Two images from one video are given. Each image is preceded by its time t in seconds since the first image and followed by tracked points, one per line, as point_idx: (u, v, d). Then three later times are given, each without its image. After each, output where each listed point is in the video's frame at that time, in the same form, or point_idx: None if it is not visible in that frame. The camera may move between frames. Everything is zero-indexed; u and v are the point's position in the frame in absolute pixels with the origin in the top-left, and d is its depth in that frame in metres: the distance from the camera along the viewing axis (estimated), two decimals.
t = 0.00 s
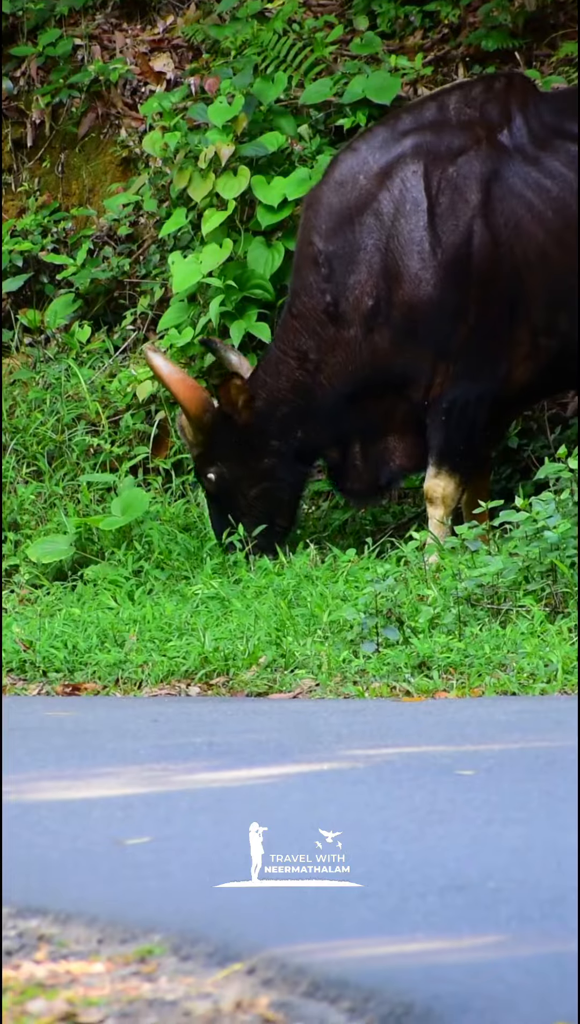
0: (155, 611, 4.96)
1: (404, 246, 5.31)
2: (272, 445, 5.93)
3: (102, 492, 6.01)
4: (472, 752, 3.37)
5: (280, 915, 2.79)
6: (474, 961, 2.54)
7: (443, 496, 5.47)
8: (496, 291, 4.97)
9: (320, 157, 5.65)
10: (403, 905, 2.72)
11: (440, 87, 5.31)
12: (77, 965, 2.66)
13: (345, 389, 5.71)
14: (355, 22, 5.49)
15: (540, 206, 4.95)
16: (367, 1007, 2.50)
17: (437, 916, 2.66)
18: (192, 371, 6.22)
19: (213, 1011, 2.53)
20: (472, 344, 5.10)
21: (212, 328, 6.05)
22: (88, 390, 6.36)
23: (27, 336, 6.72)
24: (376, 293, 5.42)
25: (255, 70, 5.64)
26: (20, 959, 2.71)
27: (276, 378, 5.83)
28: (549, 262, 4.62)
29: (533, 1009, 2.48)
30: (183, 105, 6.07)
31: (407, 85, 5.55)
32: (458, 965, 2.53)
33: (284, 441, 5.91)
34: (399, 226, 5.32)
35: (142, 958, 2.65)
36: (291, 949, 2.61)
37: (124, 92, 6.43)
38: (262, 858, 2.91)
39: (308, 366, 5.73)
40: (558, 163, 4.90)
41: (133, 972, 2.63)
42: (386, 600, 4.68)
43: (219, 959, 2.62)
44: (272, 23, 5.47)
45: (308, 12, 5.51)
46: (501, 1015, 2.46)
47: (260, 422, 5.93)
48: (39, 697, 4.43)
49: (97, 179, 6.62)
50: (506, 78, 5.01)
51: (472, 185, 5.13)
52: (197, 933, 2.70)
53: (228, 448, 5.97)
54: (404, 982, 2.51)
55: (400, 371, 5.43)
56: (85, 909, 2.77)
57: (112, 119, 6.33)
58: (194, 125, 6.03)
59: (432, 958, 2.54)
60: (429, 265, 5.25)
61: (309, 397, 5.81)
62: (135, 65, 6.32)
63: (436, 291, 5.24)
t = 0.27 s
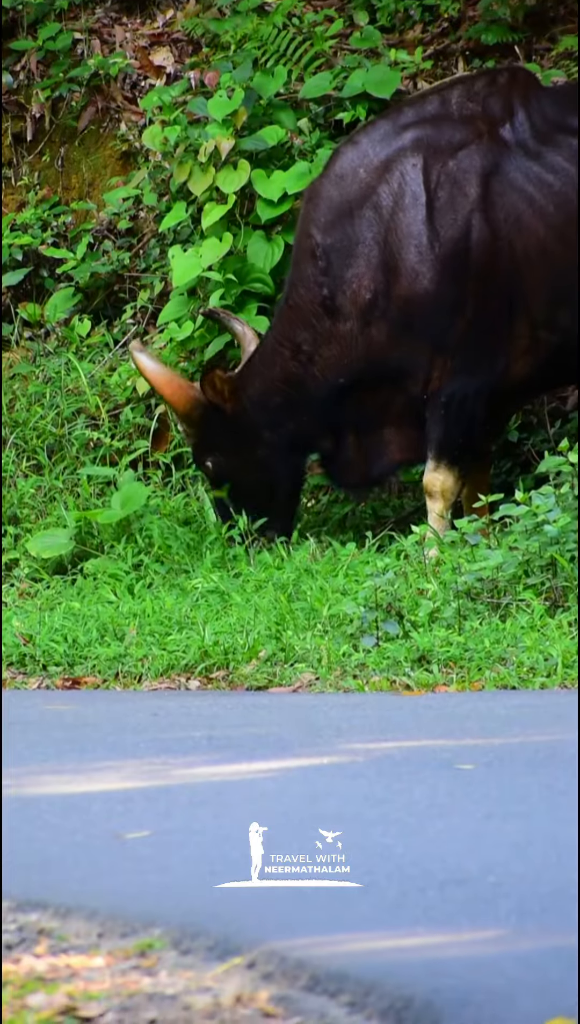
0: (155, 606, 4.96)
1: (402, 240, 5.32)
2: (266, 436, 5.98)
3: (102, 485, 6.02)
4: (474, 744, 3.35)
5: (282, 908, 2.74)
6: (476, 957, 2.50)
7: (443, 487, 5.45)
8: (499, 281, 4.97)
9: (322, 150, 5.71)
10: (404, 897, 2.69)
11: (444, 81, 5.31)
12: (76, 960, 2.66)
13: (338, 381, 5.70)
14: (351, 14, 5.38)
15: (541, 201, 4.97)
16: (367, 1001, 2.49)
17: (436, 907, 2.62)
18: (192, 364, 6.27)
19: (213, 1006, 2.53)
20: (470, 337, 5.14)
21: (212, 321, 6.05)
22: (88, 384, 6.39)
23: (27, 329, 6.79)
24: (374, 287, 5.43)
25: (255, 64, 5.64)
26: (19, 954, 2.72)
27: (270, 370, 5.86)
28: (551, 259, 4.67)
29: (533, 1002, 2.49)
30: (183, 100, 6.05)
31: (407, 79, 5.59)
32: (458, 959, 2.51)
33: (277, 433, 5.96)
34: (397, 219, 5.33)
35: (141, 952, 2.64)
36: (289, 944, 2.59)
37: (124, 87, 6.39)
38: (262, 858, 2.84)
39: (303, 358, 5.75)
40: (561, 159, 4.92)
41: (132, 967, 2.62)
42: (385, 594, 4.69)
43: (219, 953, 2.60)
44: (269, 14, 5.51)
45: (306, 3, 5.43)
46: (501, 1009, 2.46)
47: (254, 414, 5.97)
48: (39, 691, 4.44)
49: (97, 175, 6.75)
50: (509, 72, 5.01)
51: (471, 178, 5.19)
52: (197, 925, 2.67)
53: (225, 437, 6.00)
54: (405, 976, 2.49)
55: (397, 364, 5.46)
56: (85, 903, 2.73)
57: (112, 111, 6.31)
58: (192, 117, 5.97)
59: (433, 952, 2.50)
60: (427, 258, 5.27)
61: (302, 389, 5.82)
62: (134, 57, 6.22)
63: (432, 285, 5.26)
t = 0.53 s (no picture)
0: (153, 601, 4.95)
1: (397, 235, 5.35)
2: (267, 434, 6.00)
3: (100, 480, 6.03)
4: (471, 739, 3.38)
5: (280, 909, 2.78)
6: (474, 952, 2.57)
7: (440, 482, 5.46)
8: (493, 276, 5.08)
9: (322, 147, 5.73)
10: (402, 892, 2.73)
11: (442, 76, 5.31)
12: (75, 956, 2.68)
13: (336, 376, 5.78)
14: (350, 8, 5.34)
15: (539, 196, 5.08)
16: (366, 995, 2.56)
17: (434, 905, 2.67)
18: (191, 359, 6.21)
19: (212, 1001, 2.59)
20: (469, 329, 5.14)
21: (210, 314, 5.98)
22: (86, 379, 6.39)
23: (26, 326, 6.71)
24: (371, 282, 5.48)
25: (254, 59, 5.62)
26: (18, 947, 2.74)
27: (268, 366, 5.94)
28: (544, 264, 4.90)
29: (532, 999, 2.54)
30: (182, 94, 6.03)
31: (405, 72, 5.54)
32: (457, 956, 2.56)
33: (277, 431, 5.99)
34: (393, 215, 5.35)
35: (141, 947, 2.67)
36: (289, 939, 2.65)
37: (123, 82, 6.41)
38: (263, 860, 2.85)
39: (301, 354, 5.81)
40: (559, 153, 5.07)
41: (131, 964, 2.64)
42: (384, 589, 4.69)
43: (218, 948, 2.65)
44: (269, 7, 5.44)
45: None
46: (500, 1004, 2.50)
47: (259, 412, 6.01)
48: (38, 685, 4.45)
49: (95, 169, 6.64)
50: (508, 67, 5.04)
51: (468, 172, 5.19)
52: (195, 921, 2.71)
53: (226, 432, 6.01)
54: (402, 973, 2.55)
55: (392, 358, 5.50)
56: (83, 899, 2.75)
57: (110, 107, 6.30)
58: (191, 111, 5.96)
59: (433, 949, 2.57)
60: (422, 254, 5.26)
61: (301, 385, 5.88)
62: (133, 52, 6.26)
63: (429, 279, 5.24)
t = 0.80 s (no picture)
0: (149, 597, 4.96)
1: (390, 231, 5.32)
2: (266, 435, 5.92)
3: (96, 477, 6.03)
4: (467, 735, 3.39)
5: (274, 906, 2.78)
6: (469, 946, 2.55)
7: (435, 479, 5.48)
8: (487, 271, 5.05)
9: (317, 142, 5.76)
10: (398, 886, 2.74)
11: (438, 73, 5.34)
12: (72, 950, 2.66)
13: (331, 373, 5.70)
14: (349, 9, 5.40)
15: (532, 193, 5.07)
16: (361, 991, 2.51)
17: (429, 901, 2.66)
18: (187, 355, 6.24)
19: (206, 998, 2.52)
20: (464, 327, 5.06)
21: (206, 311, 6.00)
22: (82, 375, 6.42)
23: (21, 320, 6.88)
24: (365, 279, 5.45)
25: (249, 55, 5.60)
26: (13, 944, 2.73)
27: (265, 365, 5.87)
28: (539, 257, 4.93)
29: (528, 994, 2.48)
30: (178, 91, 6.03)
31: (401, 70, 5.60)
32: (445, 951, 2.53)
33: (276, 431, 5.91)
34: (386, 212, 5.34)
35: (136, 943, 2.65)
36: (284, 934, 2.64)
37: (119, 78, 6.39)
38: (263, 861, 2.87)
39: (296, 351, 5.75)
40: (553, 149, 5.03)
41: (127, 957, 2.62)
42: (379, 585, 4.70)
43: (213, 943, 2.64)
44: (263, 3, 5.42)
45: None
46: (495, 1001, 2.46)
47: (259, 412, 5.94)
48: (33, 681, 4.45)
49: (91, 166, 6.77)
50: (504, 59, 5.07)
51: (460, 168, 5.19)
52: (190, 917, 2.71)
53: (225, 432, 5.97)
54: (396, 970, 2.51)
55: (386, 354, 5.45)
56: (80, 894, 2.78)
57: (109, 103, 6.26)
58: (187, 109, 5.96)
59: (428, 941, 2.55)
60: (414, 250, 5.26)
61: (297, 383, 5.81)
62: (129, 49, 6.23)
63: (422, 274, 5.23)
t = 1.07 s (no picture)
0: (141, 594, 4.96)
1: (380, 227, 5.27)
2: (256, 432, 5.86)
3: (88, 474, 6.02)
4: (460, 733, 3.39)
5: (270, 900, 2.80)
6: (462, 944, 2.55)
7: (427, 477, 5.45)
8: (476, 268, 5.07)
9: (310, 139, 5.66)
10: (391, 885, 2.74)
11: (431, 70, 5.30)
12: (64, 946, 2.65)
13: (323, 370, 5.66)
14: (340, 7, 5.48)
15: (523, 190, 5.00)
16: (354, 987, 2.50)
17: (422, 899, 2.67)
18: (179, 351, 6.19)
19: (198, 993, 2.50)
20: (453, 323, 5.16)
21: (198, 308, 6.05)
22: (75, 372, 6.41)
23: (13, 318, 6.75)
24: (356, 275, 5.40)
25: (242, 51, 5.70)
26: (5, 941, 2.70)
27: (257, 362, 5.83)
28: (527, 253, 4.96)
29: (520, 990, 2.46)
30: (169, 87, 6.14)
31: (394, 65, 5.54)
32: (441, 949, 2.53)
33: (267, 428, 5.84)
34: (376, 208, 5.29)
35: (128, 940, 2.65)
36: (276, 932, 2.64)
37: (111, 74, 6.57)
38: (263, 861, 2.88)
39: (288, 348, 5.71)
40: (544, 145, 4.97)
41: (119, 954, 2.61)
42: (372, 581, 4.69)
43: (205, 940, 2.64)
44: None
45: None
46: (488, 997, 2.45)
47: (250, 409, 5.88)
48: (26, 678, 4.45)
49: (84, 162, 6.78)
50: (495, 56, 5.04)
51: (450, 164, 5.11)
52: (182, 914, 2.71)
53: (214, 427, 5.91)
54: (390, 966, 2.51)
55: (377, 351, 5.43)
56: (72, 890, 2.78)
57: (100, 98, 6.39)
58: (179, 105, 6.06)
59: (421, 938, 2.55)
60: (403, 247, 5.21)
61: (289, 381, 5.76)
62: (122, 45, 6.47)
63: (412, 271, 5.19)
